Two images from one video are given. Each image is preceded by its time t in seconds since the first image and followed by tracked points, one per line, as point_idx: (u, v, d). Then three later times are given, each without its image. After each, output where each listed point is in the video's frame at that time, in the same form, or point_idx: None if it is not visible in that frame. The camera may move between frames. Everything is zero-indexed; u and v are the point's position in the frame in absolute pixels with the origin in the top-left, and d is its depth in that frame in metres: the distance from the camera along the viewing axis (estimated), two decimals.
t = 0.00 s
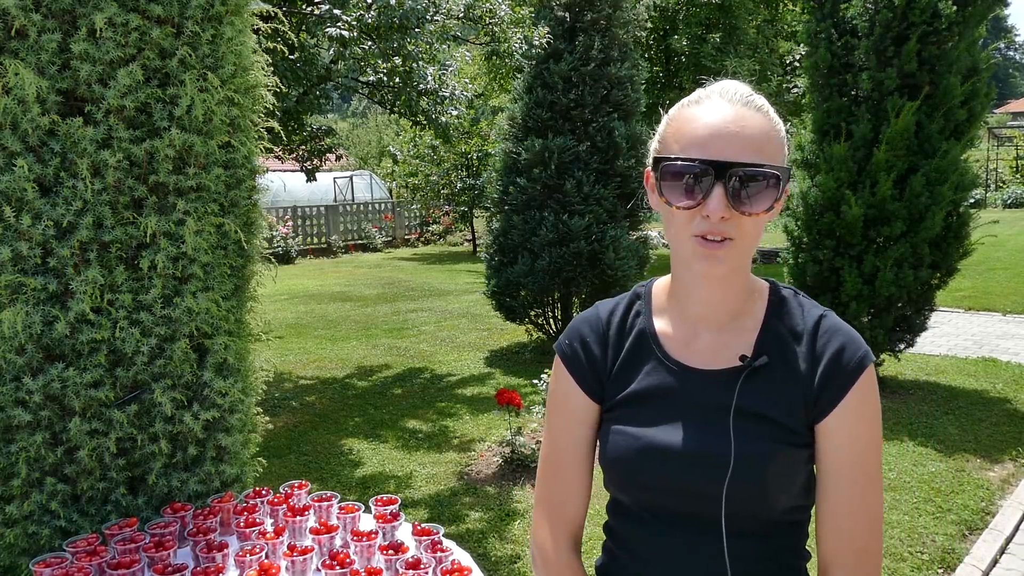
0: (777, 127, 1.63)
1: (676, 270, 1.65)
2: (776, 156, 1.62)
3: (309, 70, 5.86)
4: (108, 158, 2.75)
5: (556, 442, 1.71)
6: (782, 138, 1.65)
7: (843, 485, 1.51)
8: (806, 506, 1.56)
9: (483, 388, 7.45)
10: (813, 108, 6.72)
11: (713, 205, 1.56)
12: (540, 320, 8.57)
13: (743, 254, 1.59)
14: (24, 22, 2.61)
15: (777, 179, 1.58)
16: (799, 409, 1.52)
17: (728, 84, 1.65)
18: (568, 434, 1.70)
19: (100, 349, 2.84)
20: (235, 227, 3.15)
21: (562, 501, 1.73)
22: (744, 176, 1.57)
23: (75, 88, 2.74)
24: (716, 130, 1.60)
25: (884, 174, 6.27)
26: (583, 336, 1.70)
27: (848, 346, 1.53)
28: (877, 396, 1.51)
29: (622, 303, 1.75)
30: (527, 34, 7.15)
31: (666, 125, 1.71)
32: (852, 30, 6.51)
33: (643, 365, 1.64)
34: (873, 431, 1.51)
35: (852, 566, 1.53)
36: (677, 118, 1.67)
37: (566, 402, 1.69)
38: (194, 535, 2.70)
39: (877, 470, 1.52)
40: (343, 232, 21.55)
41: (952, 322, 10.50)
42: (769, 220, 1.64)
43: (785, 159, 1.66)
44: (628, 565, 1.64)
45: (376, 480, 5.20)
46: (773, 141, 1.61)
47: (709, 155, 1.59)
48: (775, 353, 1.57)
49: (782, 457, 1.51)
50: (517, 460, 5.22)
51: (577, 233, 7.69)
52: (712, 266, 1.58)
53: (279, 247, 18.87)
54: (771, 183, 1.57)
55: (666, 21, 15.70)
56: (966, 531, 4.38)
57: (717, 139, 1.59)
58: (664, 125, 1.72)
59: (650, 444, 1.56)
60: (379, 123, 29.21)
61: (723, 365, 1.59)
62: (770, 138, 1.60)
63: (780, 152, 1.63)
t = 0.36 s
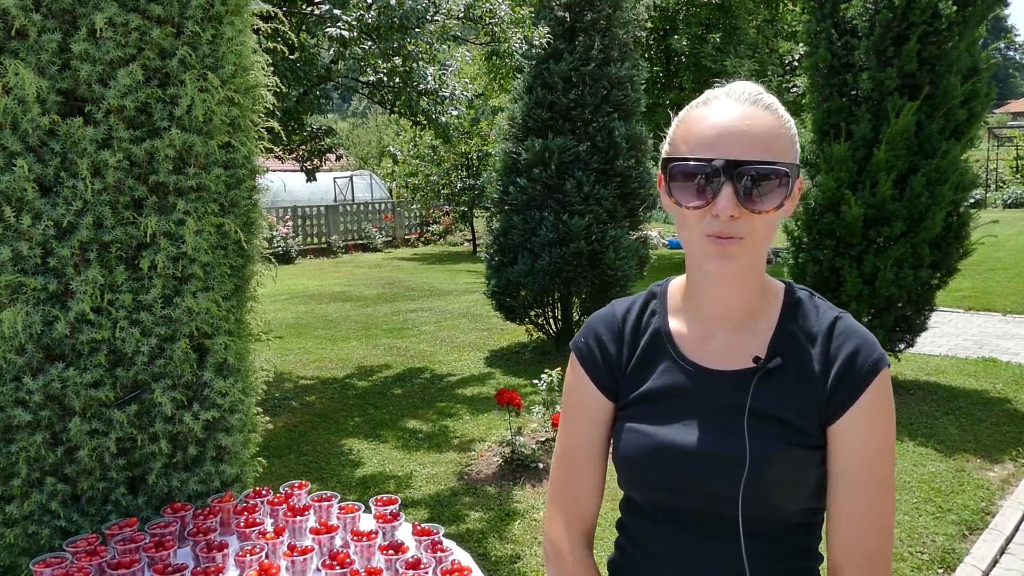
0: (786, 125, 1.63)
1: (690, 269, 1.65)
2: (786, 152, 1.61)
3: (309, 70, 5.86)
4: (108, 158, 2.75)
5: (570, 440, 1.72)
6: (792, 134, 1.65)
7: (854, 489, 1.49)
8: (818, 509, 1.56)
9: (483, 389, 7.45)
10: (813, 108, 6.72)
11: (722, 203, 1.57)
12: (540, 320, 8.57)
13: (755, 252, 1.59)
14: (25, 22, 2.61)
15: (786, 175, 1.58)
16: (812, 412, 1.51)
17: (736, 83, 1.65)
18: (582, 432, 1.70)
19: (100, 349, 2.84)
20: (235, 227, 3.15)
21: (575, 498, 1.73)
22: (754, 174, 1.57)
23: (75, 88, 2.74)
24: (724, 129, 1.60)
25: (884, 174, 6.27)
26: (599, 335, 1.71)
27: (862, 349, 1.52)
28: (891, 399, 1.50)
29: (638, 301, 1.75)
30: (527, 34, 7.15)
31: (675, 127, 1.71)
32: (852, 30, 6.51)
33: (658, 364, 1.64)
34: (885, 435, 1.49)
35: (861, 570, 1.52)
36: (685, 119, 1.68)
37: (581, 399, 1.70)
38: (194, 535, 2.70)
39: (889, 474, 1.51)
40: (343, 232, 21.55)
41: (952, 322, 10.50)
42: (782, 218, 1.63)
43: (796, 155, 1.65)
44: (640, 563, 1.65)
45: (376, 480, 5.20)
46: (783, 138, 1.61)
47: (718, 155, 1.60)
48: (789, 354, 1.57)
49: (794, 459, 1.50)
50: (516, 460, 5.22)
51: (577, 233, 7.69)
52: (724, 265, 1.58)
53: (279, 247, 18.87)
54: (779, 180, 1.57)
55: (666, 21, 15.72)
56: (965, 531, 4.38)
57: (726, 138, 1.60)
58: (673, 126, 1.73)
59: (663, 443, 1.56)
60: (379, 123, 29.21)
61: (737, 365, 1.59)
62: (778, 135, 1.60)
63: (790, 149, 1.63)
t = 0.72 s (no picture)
0: (797, 122, 1.62)
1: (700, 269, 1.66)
2: (793, 150, 1.60)
3: (309, 70, 5.86)
4: (108, 158, 2.75)
5: (587, 437, 1.73)
6: (803, 132, 1.63)
7: (867, 491, 1.48)
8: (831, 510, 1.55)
9: (483, 389, 7.45)
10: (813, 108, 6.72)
11: (721, 201, 1.57)
12: (540, 320, 8.57)
13: (760, 250, 1.59)
14: (25, 22, 2.62)
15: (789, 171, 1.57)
16: (825, 413, 1.51)
17: (745, 83, 1.65)
18: (597, 429, 1.72)
19: (100, 349, 2.84)
20: (235, 227, 3.15)
21: (591, 496, 1.75)
22: (759, 171, 1.56)
23: (75, 88, 2.74)
24: (730, 127, 1.60)
25: (884, 174, 6.27)
26: (614, 333, 1.73)
27: (877, 350, 1.51)
28: (907, 401, 1.49)
29: (654, 300, 1.76)
30: (527, 34, 7.15)
31: (686, 129, 1.73)
32: (852, 30, 6.51)
33: (673, 363, 1.65)
34: (900, 437, 1.48)
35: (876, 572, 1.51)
36: (695, 119, 1.69)
37: (596, 397, 1.71)
38: (194, 535, 2.70)
39: (904, 477, 1.50)
40: (343, 232, 21.55)
41: (953, 322, 10.50)
42: (789, 216, 1.62)
43: (808, 152, 1.63)
44: (653, 561, 1.65)
45: (376, 480, 5.20)
46: (791, 135, 1.60)
47: (723, 152, 1.60)
48: (803, 355, 1.57)
49: (807, 459, 1.50)
50: (516, 460, 5.22)
51: (577, 233, 7.69)
52: (726, 263, 1.58)
53: (279, 248, 18.86)
54: (783, 176, 1.56)
55: (666, 21, 15.72)
56: (965, 531, 4.38)
57: (732, 136, 1.60)
58: (685, 128, 1.74)
59: (676, 442, 1.57)
60: (379, 123, 29.21)
61: (750, 366, 1.59)
62: (786, 132, 1.59)
63: (799, 147, 1.61)
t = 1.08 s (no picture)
0: (821, 127, 1.61)
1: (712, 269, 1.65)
2: (815, 154, 1.60)
3: (309, 70, 5.86)
4: (108, 158, 2.75)
5: (595, 436, 1.72)
6: (825, 136, 1.62)
7: (875, 490, 1.49)
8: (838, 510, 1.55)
9: (484, 389, 7.45)
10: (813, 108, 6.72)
11: (743, 203, 1.57)
12: (540, 320, 8.57)
13: (777, 252, 1.59)
14: (24, 22, 2.61)
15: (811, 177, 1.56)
16: (833, 412, 1.51)
17: (771, 81, 1.64)
18: (605, 429, 1.71)
19: (100, 349, 2.84)
20: (235, 227, 3.15)
21: (599, 495, 1.74)
22: (780, 175, 1.56)
23: (75, 88, 2.74)
24: (753, 128, 1.59)
25: (884, 174, 6.27)
26: (622, 332, 1.72)
27: (886, 350, 1.51)
28: (915, 401, 1.49)
29: (662, 299, 1.76)
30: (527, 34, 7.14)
31: (708, 124, 1.72)
32: (852, 30, 6.51)
33: (681, 362, 1.65)
34: (908, 437, 1.49)
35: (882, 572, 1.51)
36: (717, 116, 1.68)
37: (604, 396, 1.71)
38: (194, 535, 2.70)
39: (911, 476, 1.50)
40: (343, 232, 21.55)
41: (953, 322, 10.49)
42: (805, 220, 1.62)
43: (829, 157, 1.63)
44: (659, 561, 1.65)
45: (377, 480, 5.20)
46: (814, 140, 1.59)
47: (746, 154, 1.59)
48: (812, 355, 1.57)
49: (815, 459, 1.50)
50: (516, 460, 5.22)
51: (577, 233, 7.69)
52: (743, 265, 1.58)
53: (279, 248, 18.86)
54: (805, 182, 1.56)
55: (666, 21, 15.71)
56: (966, 531, 4.38)
57: (755, 137, 1.59)
58: (707, 123, 1.73)
59: (685, 441, 1.57)
60: (379, 123, 29.22)
61: (759, 365, 1.59)
62: (810, 137, 1.58)
63: (822, 152, 1.60)
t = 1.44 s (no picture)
0: (843, 133, 1.60)
1: (724, 268, 1.64)
2: (839, 161, 1.59)
3: (309, 70, 5.86)
4: (108, 158, 2.75)
5: (596, 435, 1.72)
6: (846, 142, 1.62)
7: (879, 488, 1.49)
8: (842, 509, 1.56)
9: (484, 388, 7.45)
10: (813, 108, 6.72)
11: (772, 207, 1.54)
12: (540, 320, 8.58)
13: (794, 256, 1.58)
14: (24, 22, 2.62)
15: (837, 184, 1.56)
16: (837, 411, 1.51)
17: (797, 83, 1.61)
18: (607, 428, 1.70)
19: (100, 349, 2.84)
20: (235, 227, 3.15)
21: (599, 494, 1.74)
22: (807, 180, 1.55)
23: (75, 88, 2.74)
24: (781, 132, 1.57)
25: (884, 174, 6.27)
26: (625, 331, 1.72)
27: (890, 350, 1.52)
28: (919, 401, 1.50)
29: (665, 298, 1.76)
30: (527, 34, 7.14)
31: (729, 120, 1.68)
32: (852, 30, 6.51)
33: (685, 362, 1.65)
34: (912, 437, 1.49)
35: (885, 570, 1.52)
36: (740, 114, 1.64)
37: (606, 395, 1.70)
38: (194, 535, 2.70)
39: (915, 475, 1.50)
40: (343, 232, 21.55)
41: (953, 322, 10.49)
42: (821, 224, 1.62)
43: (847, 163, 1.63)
44: (661, 560, 1.65)
45: (376, 480, 5.20)
46: (838, 146, 1.58)
47: (773, 157, 1.57)
48: (816, 355, 1.57)
49: (819, 458, 1.51)
50: (516, 460, 5.22)
51: (577, 233, 7.69)
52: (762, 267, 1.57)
53: (279, 247, 18.86)
54: (831, 189, 1.55)
55: (666, 21, 15.71)
56: (965, 531, 4.38)
57: (782, 141, 1.57)
58: (726, 119, 1.69)
59: (689, 441, 1.56)
60: (379, 123, 29.23)
61: (763, 365, 1.59)
62: (835, 144, 1.57)
63: (843, 159, 1.60)
